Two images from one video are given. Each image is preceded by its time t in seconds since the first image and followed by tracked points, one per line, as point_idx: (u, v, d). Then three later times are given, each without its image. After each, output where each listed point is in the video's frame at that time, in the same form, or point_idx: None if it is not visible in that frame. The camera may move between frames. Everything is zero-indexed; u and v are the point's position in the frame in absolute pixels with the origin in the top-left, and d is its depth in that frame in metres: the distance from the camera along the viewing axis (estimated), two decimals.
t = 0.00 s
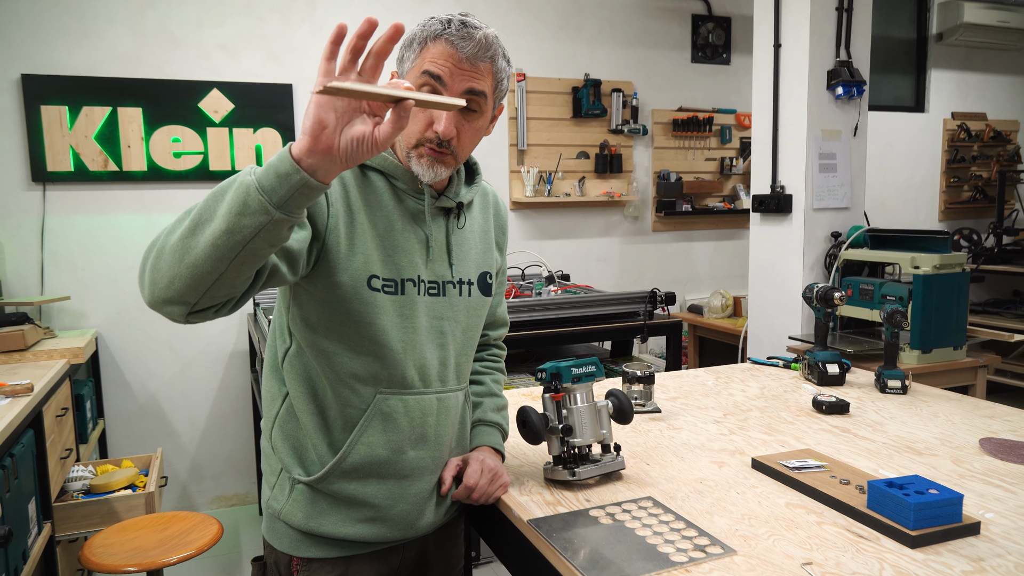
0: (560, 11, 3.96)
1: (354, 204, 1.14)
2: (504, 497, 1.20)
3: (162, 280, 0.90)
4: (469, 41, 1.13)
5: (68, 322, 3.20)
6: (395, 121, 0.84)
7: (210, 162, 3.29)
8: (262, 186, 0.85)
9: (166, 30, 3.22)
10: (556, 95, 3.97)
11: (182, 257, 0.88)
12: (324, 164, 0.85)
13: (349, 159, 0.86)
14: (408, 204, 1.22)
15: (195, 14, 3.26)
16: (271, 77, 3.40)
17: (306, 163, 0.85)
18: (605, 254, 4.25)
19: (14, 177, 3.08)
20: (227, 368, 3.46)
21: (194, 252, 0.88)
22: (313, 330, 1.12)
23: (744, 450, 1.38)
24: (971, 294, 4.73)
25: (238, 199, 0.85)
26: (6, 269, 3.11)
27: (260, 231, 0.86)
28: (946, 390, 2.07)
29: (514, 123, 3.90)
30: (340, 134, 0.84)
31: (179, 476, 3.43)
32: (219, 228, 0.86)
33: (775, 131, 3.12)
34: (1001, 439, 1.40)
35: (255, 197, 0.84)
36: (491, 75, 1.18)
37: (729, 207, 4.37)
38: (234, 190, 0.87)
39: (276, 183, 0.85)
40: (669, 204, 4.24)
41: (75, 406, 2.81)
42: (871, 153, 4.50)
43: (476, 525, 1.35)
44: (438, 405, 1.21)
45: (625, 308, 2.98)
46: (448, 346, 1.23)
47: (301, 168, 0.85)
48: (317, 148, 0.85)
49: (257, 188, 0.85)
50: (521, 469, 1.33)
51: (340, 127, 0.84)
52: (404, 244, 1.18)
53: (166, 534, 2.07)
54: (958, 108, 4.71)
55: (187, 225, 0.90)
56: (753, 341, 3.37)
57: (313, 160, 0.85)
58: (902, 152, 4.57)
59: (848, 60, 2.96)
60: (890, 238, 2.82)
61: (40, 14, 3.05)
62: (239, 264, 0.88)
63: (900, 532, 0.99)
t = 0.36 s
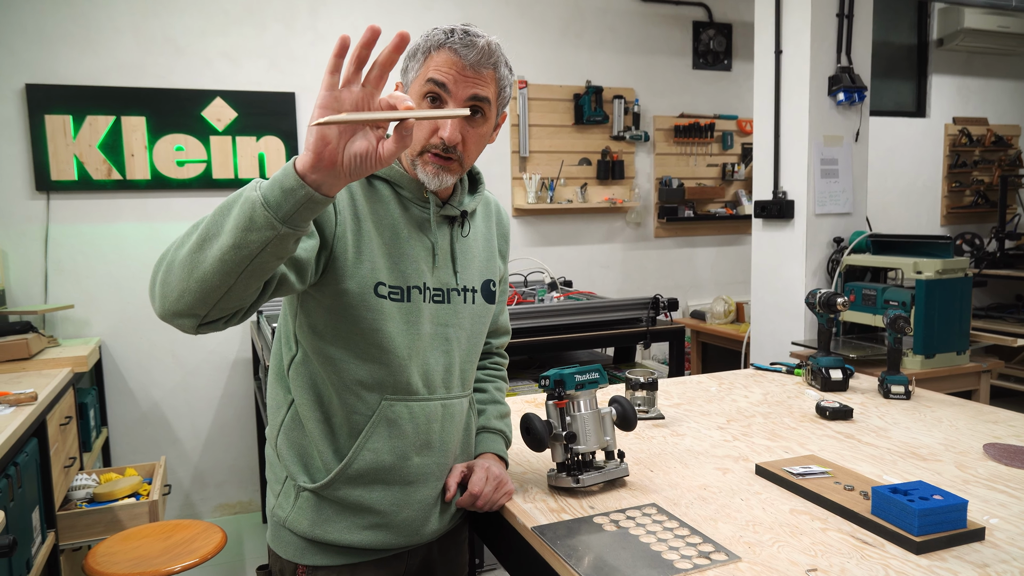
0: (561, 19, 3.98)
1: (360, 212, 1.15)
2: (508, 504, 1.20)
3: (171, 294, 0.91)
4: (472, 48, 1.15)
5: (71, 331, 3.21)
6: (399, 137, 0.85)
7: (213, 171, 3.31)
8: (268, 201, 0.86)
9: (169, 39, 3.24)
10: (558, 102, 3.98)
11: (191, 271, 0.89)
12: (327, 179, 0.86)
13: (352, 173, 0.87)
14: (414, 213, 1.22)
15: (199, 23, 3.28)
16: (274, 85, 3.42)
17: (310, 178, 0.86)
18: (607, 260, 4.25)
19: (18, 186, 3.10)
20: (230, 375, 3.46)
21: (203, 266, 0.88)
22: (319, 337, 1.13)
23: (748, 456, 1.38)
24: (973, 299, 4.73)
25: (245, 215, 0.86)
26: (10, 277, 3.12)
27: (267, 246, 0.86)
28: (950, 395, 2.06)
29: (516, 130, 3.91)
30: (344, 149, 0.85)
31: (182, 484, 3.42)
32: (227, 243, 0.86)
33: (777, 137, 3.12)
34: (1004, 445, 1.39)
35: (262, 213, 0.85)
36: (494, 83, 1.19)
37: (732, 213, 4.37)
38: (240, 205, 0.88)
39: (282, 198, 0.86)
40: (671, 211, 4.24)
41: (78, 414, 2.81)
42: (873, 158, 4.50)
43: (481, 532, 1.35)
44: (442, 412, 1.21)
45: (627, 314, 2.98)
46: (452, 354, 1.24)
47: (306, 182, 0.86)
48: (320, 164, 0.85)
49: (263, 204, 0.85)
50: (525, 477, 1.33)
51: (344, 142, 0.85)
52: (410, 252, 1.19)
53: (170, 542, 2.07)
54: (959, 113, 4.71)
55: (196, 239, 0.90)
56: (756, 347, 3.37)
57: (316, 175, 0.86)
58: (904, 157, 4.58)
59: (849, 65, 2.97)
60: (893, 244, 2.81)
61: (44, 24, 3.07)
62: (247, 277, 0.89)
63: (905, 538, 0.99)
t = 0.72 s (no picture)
0: (562, 21, 3.99)
1: (357, 214, 1.15)
2: (510, 506, 1.20)
3: (169, 295, 0.91)
4: (472, 52, 1.15)
5: (73, 333, 3.21)
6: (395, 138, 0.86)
7: (215, 173, 3.32)
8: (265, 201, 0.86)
9: (171, 42, 3.25)
10: (559, 105, 3.99)
11: (189, 273, 0.89)
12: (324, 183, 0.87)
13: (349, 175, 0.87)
14: (411, 215, 1.23)
15: (200, 26, 3.29)
16: (276, 88, 3.43)
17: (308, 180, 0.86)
18: (608, 262, 4.25)
19: (20, 189, 3.10)
20: (232, 377, 3.46)
21: (201, 267, 0.88)
22: (316, 338, 1.13)
23: (749, 459, 1.38)
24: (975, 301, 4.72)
25: (243, 215, 0.86)
26: (12, 279, 3.13)
27: (265, 246, 0.87)
28: (952, 398, 2.06)
29: (517, 133, 3.91)
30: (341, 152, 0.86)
31: (184, 486, 3.42)
32: (225, 245, 0.87)
33: (778, 139, 3.12)
34: (1006, 447, 1.39)
35: (260, 213, 0.85)
36: (494, 86, 1.20)
37: (733, 215, 4.36)
38: (238, 206, 0.88)
39: (279, 198, 0.86)
40: (672, 213, 4.24)
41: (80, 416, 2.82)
42: (874, 160, 4.50)
43: (481, 534, 1.34)
44: (440, 413, 1.21)
45: (628, 316, 2.98)
46: (450, 354, 1.24)
47: (303, 183, 0.86)
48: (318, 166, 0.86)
49: (261, 204, 0.86)
50: (527, 478, 1.33)
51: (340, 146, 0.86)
52: (407, 254, 1.19)
53: (171, 544, 2.07)
54: (961, 116, 4.71)
55: (194, 240, 0.90)
56: (758, 349, 3.37)
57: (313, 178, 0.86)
58: (905, 159, 4.58)
59: (850, 68, 2.97)
60: (895, 246, 2.81)
61: (47, 28, 3.08)
62: (245, 278, 0.89)
63: (907, 541, 0.99)
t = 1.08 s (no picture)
0: (565, 20, 3.98)
1: (355, 214, 1.15)
2: (511, 506, 1.20)
3: (168, 299, 0.91)
4: (468, 55, 1.15)
5: (76, 331, 3.22)
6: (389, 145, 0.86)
7: (218, 172, 3.32)
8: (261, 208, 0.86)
9: (174, 41, 3.26)
10: (561, 104, 3.99)
11: (188, 278, 0.89)
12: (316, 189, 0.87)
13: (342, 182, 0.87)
14: (409, 215, 1.23)
15: (203, 25, 3.30)
16: (278, 87, 3.43)
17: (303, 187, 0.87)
18: (611, 262, 4.25)
19: (23, 187, 3.11)
20: (234, 376, 3.47)
21: (199, 273, 0.89)
22: (315, 337, 1.13)
23: (751, 459, 1.38)
24: (978, 302, 4.71)
25: (239, 223, 0.86)
26: (15, 278, 3.13)
27: (262, 252, 0.87)
28: (956, 398, 2.05)
29: (520, 132, 3.91)
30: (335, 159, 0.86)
31: (186, 484, 3.43)
32: (223, 251, 0.87)
33: (781, 139, 3.12)
34: (1009, 448, 1.39)
35: (256, 221, 0.85)
36: (491, 88, 1.20)
37: (736, 215, 4.36)
38: (235, 212, 0.88)
39: (276, 205, 0.86)
40: (674, 213, 4.24)
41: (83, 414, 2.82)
42: (877, 160, 4.49)
43: (481, 532, 1.35)
44: (439, 412, 1.21)
45: (631, 315, 2.98)
46: (448, 353, 1.24)
47: (299, 191, 0.86)
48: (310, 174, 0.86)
49: (257, 212, 0.86)
50: (529, 478, 1.33)
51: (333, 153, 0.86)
52: (405, 253, 1.19)
53: (174, 542, 2.07)
54: (964, 116, 4.70)
55: (192, 245, 0.91)
56: (760, 350, 3.36)
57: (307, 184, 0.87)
58: (909, 159, 4.57)
59: (853, 68, 2.97)
60: (898, 246, 2.80)
61: (50, 27, 3.08)
62: (242, 283, 0.89)
63: (910, 542, 0.99)
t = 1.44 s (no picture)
0: (567, 21, 3.99)
1: (357, 216, 1.16)
2: (515, 507, 1.20)
3: (171, 298, 0.92)
4: (462, 50, 1.15)
5: (80, 332, 3.23)
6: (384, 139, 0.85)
7: (221, 173, 3.33)
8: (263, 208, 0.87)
9: (177, 42, 3.26)
10: (564, 105, 3.99)
11: (190, 279, 0.90)
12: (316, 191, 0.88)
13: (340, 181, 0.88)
14: (410, 216, 1.23)
15: (207, 27, 3.30)
16: (281, 88, 3.44)
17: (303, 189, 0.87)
18: (613, 263, 4.25)
19: (27, 189, 3.12)
20: (237, 377, 3.47)
21: (201, 273, 0.89)
22: (319, 339, 1.13)
23: (756, 459, 1.38)
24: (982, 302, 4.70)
25: (241, 222, 0.87)
26: (19, 279, 3.14)
27: (263, 253, 0.87)
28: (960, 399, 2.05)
29: (523, 133, 3.91)
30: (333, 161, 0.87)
31: (190, 485, 3.44)
32: (225, 251, 0.87)
33: (784, 140, 3.12)
34: (1014, 448, 1.39)
35: (258, 220, 0.86)
36: (486, 81, 1.20)
37: (739, 215, 4.36)
38: (237, 213, 0.88)
39: (276, 204, 0.86)
40: (677, 213, 4.24)
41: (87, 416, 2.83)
42: (880, 160, 4.49)
43: (485, 533, 1.35)
44: (442, 412, 1.22)
45: (634, 316, 2.98)
46: (451, 354, 1.24)
47: (300, 191, 0.87)
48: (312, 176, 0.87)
49: (259, 212, 0.86)
50: (534, 479, 1.33)
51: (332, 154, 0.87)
52: (407, 254, 1.20)
53: (178, 544, 2.08)
54: (967, 116, 4.70)
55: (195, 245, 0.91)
56: (763, 350, 3.36)
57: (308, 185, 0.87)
58: (912, 160, 4.57)
59: (856, 68, 2.96)
60: (901, 246, 2.80)
61: (54, 29, 3.10)
62: (244, 283, 0.89)
63: (915, 542, 0.99)
